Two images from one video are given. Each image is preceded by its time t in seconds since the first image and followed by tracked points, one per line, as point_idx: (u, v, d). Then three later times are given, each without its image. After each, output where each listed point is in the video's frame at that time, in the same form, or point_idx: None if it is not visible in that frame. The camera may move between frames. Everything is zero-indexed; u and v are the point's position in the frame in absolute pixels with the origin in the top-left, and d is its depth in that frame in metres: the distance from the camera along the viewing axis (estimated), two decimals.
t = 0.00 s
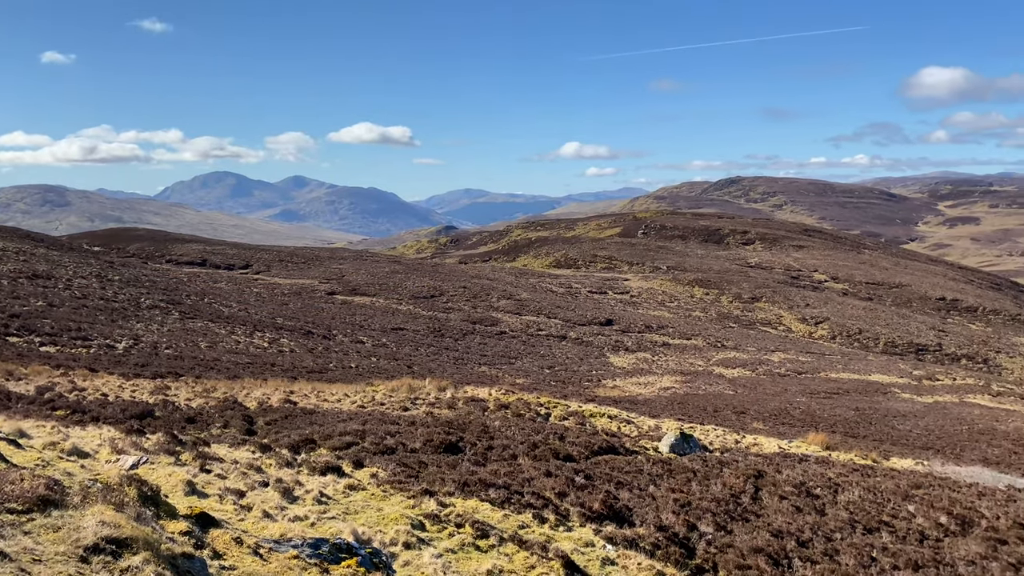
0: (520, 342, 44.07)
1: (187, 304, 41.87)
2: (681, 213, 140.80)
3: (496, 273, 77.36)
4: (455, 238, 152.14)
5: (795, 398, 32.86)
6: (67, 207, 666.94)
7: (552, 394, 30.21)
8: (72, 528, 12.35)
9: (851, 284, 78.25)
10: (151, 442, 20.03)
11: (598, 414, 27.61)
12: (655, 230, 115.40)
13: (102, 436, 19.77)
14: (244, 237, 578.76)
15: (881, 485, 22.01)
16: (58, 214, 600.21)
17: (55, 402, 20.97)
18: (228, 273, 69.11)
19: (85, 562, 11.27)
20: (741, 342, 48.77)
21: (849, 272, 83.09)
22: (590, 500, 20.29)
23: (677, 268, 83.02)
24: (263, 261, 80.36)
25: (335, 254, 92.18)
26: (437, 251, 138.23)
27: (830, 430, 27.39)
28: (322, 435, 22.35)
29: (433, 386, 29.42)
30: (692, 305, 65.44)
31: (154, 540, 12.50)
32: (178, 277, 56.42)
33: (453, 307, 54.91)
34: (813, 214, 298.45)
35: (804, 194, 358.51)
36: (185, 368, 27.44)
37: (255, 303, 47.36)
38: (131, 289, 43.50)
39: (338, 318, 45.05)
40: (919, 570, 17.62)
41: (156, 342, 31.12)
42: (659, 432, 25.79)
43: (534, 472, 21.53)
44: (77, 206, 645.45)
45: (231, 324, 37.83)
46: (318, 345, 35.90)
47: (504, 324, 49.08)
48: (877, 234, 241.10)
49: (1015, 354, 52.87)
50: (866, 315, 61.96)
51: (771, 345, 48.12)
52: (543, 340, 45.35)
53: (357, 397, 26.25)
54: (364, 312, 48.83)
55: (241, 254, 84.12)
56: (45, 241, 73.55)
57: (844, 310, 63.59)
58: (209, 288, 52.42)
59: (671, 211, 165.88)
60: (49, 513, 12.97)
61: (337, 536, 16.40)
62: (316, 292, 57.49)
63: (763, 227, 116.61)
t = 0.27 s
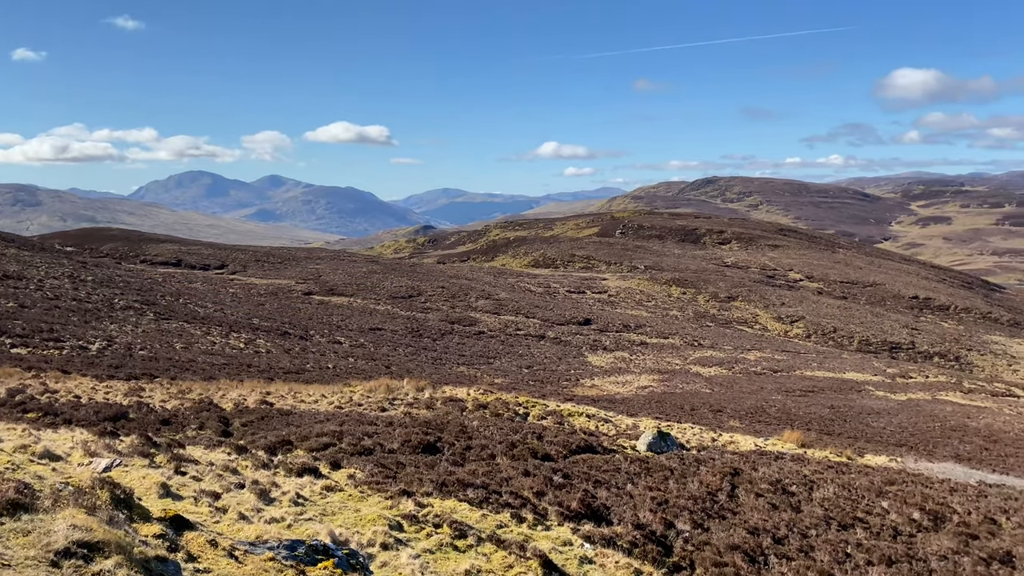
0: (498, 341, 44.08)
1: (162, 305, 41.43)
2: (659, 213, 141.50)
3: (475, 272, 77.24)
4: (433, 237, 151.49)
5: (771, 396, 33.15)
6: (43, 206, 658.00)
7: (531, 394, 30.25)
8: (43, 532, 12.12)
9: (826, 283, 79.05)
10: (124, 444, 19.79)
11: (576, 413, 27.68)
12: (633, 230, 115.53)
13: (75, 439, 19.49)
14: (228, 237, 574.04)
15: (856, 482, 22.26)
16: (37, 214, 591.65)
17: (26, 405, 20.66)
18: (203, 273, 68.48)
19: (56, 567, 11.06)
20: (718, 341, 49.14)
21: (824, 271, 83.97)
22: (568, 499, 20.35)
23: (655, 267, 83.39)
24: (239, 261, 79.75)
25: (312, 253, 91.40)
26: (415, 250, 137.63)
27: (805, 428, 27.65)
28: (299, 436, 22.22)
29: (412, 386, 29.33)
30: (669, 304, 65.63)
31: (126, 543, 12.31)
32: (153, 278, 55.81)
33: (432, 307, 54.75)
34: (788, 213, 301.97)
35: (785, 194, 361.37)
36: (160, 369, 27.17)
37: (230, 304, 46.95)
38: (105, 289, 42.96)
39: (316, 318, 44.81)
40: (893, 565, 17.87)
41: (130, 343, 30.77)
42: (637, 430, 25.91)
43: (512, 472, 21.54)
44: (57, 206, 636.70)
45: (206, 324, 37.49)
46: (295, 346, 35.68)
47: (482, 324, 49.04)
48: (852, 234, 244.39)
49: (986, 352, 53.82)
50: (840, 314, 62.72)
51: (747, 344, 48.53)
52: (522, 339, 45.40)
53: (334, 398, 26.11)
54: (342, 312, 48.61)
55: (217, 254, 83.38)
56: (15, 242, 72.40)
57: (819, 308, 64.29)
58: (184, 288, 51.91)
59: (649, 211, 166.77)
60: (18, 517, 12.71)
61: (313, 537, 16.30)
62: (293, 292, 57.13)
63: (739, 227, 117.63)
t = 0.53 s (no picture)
0: (475, 341, 44.07)
1: (135, 306, 40.96)
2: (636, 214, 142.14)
3: (452, 272, 77.09)
4: (409, 237, 150.63)
5: (746, 394, 33.43)
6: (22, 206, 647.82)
7: (508, 394, 30.28)
8: (10, 536, 11.91)
9: (799, 283, 79.83)
10: (96, 447, 19.52)
11: (553, 413, 27.74)
12: (609, 229, 115.58)
13: (45, 442, 19.20)
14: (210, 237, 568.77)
15: (829, 479, 22.52)
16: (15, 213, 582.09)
17: None
18: (177, 274, 67.83)
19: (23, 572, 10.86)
20: (693, 340, 49.52)
21: (797, 271, 84.82)
22: (544, 499, 20.40)
23: (631, 267, 83.74)
24: (213, 262, 79.06)
25: (287, 254, 90.79)
26: (392, 250, 136.78)
27: (779, 425, 27.93)
28: (274, 437, 22.09)
29: (389, 386, 29.24)
30: (645, 303, 65.79)
31: (97, 547, 12.13)
32: (125, 278, 55.14)
33: (409, 308, 54.60)
34: (762, 213, 305.38)
35: (764, 194, 364.42)
36: (133, 371, 26.89)
37: (205, 305, 46.52)
38: (76, 290, 42.39)
39: (292, 319, 44.55)
40: (864, 560, 18.12)
41: (102, 344, 30.41)
42: (613, 429, 26.03)
43: (489, 472, 21.54)
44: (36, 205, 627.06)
45: (180, 325, 37.14)
46: (270, 347, 35.45)
47: (459, 324, 48.99)
48: (827, 234, 247.58)
49: (956, 350, 54.79)
50: (814, 313, 63.47)
51: (722, 343, 48.93)
52: (499, 339, 45.44)
53: (310, 399, 25.97)
54: (318, 312, 48.35)
55: (191, 254, 82.55)
56: None
57: (792, 307, 64.99)
58: (157, 289, 51.35)
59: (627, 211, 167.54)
60: None
61: (289, 539, 16.20)
62: (268, 292, 56.75)
63: (713, 227, 118.62)
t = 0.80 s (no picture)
0: (452, 341, 44.02)
1: (106, 307, 40.42)
2: (613, 214, 142.74)
3: (429, 272, 76.81)
4: (386, 237, 149.87)
5: (721, 392, 33.68)
6: None
7: (485, 394, 30.26)
8: None
9: (773, 282, 80.60)
10: (66, 450, 19.21)
11: (530, 412, 27.76)
12: (586, 229, 115.70)
13: (12, 446, 18.85)
14: (192, 237, 563.43)
15: (803, 476, 22.72)
16: None
17: None
18: (149, 275, 67.07)
19: None
20: (669, 339, 49.84)
21: (771, 270, 85.67)
22: (521, 498, 20.40)
23: (607, 267, 83.98)
24: (186, 262, 78.25)
25: (262, 253, 91.40)
26: (368, 250, 135.97)
27: (754, 423, 28.15)
28: (248, 439, 21.91)
29: (365, 387, 29.11)
30: (621, 303, 66.00)
31: (64, 552, 11.90)
32: (96, 279, 54.37)
33: (385, 308, 54.36)
34: (740, 212, 308.08)
35: (743, 194, 367.80)
36: (104, 372, 26.55)
37: (178, 305, 46.01)
38: (45, 292, 41.74)
39: (266, 320, 44.22)
40: (837, 557, 18.33)
41: (72, 346, 29.97)
42: (590, 429, 26.10)
43: (465, 472, 21.51)
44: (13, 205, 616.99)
45: (153, 327, 36.73)
46: (244, 348, 35.17)
47: (436, 324, 48.87)
48: (802, 234, 250.73)
49: (927, 348, 55.77)
50: (788, 312, 64.18)
51: (698, 342, 49.29)
52: (476, 339, 45.42)
53: (285, 400, 25.78)
54: (293, 313, 48.03)
55: (163, 255, 81.56)
56: None
57: (766, 306, 65.63)
58: (129, 290, 50.69)
59: (605, 211, 168.18)
60: None
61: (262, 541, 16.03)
62: (242, 293, 56.26)
63: (688, 227, 119.55)
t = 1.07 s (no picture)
0: (428, 342, 43.91)
1: (76, 309, 39.81)
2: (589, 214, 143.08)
3: (405, 273, 76.42)
4: (363, 237, 149.01)
5: (696, 392, 33.89)
6: None
7: (462, 394, 30.22)
8: None
9: (747, 282, 81.27)
10: (34, 454, 18.84)
11: (506, 413, 27.76)
12: (563, 230, 115.60)
13: None
14: (174, 237, 557.49)
15: (776, 474, 22.94)
16: None
17: None
18: (119, 276, 66.13)
19: None
20: (646, 338, 50.11)
21: (745, 270, 86.38)
22: (497, 499, 20.39)
23: (583, 267, 83.97)
24: (158, 263, 77.30)
25: (235, 253, 91.30)
26: (343, 251, 134.92)
27: (729, 422, 28.38)
28: (222, 442, 21.71)
29: (341, 388, 28.93)
30: (598, 303, 66.15)
31: (31, 558, 11.64)
32: (65, 281, 53.48)
33: (360, 309, 54.00)
34: (708, 214, 310.92)
35: (720, 195, 371.65)
36: (73, 375, 26.17)
37: (150, 307, 45.45)
38: (12, 293, 41.01)
39: (241, 321, 43.80)
40: (810, 554, 18.53)
41: (41, 348, 29.49)
42: (566, 429, 26.17)
43: (441, 473, 21.46)
44: None
45: (124, 328, 36.26)
46: (218, 349, 34.84)
47: (412, 325, 48.68)
48: (775, 234, 254.01)
49: (898, 347, 56.63)
50: (762, 311, 64.79)
51: (673, 341, 49.59)
52: (453, 340, 45.35)
53: (259, 402, 25.57)
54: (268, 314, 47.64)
55: (134, 256, 80.42)
56: None
57: (740, 306, 66.16)
58: (99, 291, 49.95)
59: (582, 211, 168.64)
60: None
61: (235, 545, 15.85)
62: (215, 294, 55.69)
63: (663, 227, 120.22)
